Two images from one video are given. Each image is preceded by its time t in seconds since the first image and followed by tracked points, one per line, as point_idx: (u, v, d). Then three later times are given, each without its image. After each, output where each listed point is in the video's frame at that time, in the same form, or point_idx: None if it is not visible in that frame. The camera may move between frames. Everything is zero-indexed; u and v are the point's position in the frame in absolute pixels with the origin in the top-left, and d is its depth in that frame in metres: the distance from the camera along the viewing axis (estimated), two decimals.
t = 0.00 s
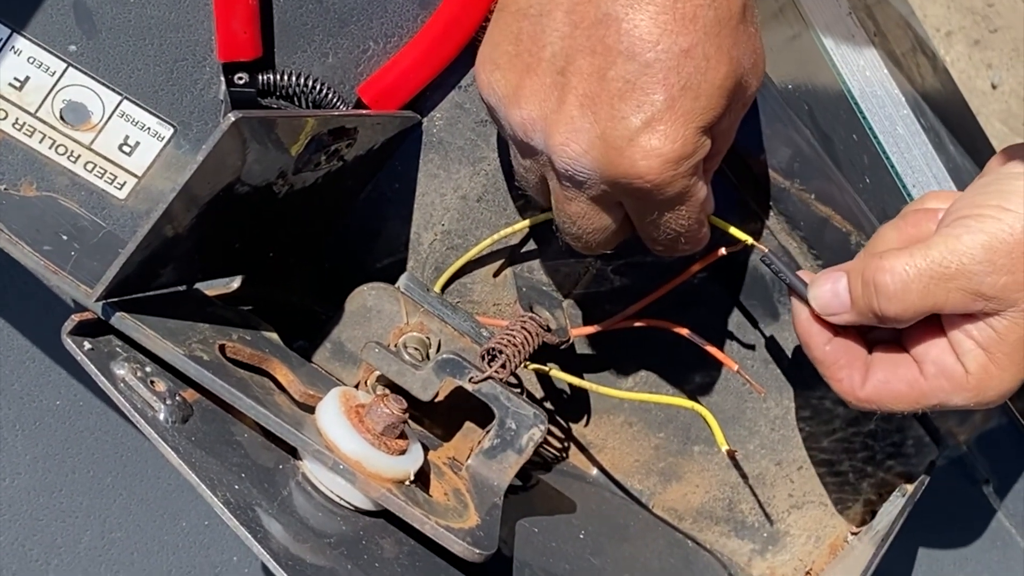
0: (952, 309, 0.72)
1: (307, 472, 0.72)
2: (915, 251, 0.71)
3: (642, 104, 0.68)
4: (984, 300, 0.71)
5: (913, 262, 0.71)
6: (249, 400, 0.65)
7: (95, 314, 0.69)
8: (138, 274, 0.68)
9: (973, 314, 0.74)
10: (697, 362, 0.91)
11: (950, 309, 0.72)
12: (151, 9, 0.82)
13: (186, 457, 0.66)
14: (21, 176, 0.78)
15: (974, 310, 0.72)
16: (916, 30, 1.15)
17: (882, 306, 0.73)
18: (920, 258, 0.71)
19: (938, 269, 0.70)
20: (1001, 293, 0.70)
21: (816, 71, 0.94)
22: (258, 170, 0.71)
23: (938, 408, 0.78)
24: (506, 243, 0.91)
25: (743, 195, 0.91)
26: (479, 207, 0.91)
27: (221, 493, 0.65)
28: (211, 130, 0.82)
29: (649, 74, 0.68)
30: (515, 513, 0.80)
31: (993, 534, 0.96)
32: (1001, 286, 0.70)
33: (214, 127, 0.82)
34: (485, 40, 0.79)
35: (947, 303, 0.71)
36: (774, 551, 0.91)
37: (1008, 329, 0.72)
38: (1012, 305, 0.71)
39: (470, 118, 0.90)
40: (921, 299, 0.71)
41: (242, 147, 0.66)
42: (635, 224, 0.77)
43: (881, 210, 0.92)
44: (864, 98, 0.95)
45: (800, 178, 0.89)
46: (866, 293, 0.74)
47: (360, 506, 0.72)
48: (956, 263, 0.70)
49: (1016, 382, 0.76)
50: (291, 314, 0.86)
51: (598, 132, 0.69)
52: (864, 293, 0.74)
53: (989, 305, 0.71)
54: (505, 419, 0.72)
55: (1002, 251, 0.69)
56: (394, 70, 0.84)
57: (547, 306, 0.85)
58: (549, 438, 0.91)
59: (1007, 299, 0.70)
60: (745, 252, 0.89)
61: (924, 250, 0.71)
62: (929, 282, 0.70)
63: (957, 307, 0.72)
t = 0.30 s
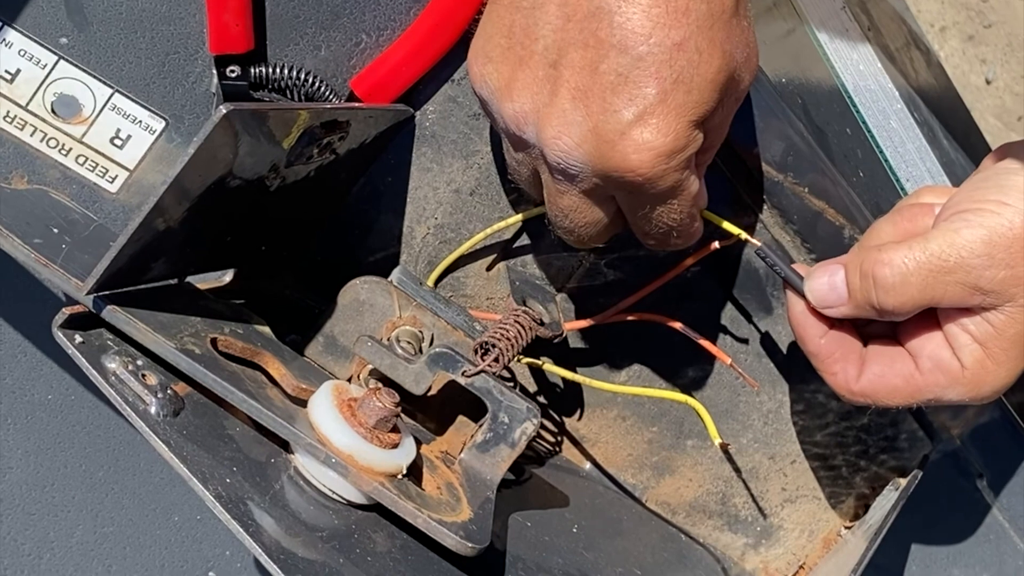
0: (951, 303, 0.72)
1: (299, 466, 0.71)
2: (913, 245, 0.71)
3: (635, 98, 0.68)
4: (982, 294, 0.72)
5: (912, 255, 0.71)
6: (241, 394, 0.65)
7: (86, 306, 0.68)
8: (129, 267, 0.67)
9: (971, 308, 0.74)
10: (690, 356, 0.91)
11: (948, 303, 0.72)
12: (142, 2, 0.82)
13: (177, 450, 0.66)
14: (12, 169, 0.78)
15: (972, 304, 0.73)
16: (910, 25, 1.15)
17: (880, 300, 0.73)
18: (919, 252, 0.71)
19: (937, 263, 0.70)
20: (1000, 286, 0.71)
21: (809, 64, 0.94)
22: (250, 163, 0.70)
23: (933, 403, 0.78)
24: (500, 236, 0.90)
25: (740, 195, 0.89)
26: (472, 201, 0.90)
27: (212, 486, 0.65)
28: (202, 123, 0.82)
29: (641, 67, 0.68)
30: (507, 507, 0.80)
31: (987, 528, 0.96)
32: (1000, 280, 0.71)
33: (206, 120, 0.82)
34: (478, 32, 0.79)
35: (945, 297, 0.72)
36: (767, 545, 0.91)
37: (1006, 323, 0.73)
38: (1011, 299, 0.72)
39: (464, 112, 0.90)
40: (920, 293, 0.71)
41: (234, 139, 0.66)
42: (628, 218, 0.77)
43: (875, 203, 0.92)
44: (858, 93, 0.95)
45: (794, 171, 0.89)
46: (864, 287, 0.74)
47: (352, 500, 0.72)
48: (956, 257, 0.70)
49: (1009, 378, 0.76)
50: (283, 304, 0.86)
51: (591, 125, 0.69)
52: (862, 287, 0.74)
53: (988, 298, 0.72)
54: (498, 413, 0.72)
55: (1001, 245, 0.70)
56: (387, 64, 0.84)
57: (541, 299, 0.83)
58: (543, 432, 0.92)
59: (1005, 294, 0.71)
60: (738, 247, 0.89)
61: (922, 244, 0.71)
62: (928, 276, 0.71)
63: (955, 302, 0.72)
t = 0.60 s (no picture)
0: (931, 268, 0.74)
1: (291, 465, 0.71)
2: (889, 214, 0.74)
3: (626, 95, 0.68)
4: (962, 258, 0.73)
5: (892, 223, 0.73)
6: (232, 393, 0.65)
7: (77, 305, 0.68)
8: (121, 266, 0.67)
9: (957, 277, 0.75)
10: (684, 354, 0.91)
11: (928, 270, 0.74)
12: None
13: (169, 450, 0.66)
14: (3, 168, 0.78)
15: (954, 272, 0.74)
16: (905, 23, 1.15)
17: (859, 267, 0.74)
18: (895, 218, 0.73)
19: (913, 228, 0.73)
20: (979, 250, 0.73)
21: (803, 62, 0.94)
22: (242, 162, 0.70)
23: (934, 376, 0.77)
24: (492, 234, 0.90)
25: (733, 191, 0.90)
26: (465, 198, 0.90)
27: (203, 486, 0.65)
28: (194, 122, 0.82)
29: (632, 65, 0.68)
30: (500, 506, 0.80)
31: (980, 526, 0.97)
32: (979, 243, 0.73)
33: (198, 119, 0.81)
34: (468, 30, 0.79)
35: (926, 262, 0.73)
36: (760, 543, 0.91)
37: (992, 289, 0.74)
38: (992, 265, 0.73)
39: (456, 110, 0.89)
40: (898, 258, 0.73)
41: (226, 138, 0.66)
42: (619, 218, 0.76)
43: (868, 201, 0.92)
44: (851, 91, 0.95)
45: (786, 169, 0.89)
46: (844, 258, 0.74)
47: (344, 499, 0.72)
48: (931, 221, 0.73)
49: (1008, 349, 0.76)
50: (275, 304, 0.87)
51: (581, 123, 0.69)
52: (843, 260, 0.74)
53: (970, 263, 0.73)
54: (491, 411, 0.72)
55: (978, 211, 0.73)
56: (379, 62, 0.84)
57: (533, 297, 0.84)
58: (536, 430, 0.92)
59: (986, 259, 0.73)
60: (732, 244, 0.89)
61: (899, 212, 0.73)
62: (905, 240, 0.73)
63: (936, 268, 0.74)
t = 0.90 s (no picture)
0: (896, 191, 0.72)
1: (286, 462, 0.71)
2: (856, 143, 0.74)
3: (591, 72, 0.67)
4: (927, 177, 0.72)
5: (856, 147, 0.73)
6: (228, 390, 0.65)
7: (72, 303, 0.68)
8: (117, 263, 0.67)
9: (926, 205, 0.73)
10: (680, 352, 0.91)
11: (894, 193, 0.72)
12: None
13: (164, 447, 0.66)
14: None
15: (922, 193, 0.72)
16: (901, 23, 1.15)
17: (821, 190, 0.73)
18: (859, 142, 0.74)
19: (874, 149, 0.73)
20: (944, 168, 0.72)
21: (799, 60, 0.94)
22: (238, 159, 0.70)
23: (914, 305, 0.72)
24: (487, 233, 0.91)
25: (729, 191, 0.91)
26: (461, 196, 0.90)
27: (199, 483, 0.65)
28: (190, 119, 0.82)
29: (598, 42, 0.67)
30: (496, 504, 0.80)
31: (976, 524, 0.96)
32: (945, 163, 0.72)
33: (193, 116, 0.82)
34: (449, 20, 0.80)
35: (891, 182, 0.72)
36: (755, 541, 0.91)
37: (961, 206, 0.72)
38: (959, 185, 0.72)
39: (452, 107, 0.89)
40: (863, 180, 0.72)
41: (221, 135, 0.66)
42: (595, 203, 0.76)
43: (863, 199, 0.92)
44: (847, 90, 0.94)
45: (782, 167, 0.89)
46: (810, 188, 0.74)
47: (339, 496, 0.72)
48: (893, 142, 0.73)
49: (992, 277, 0.71)
50: (270, 301, 0.86)
51: (549, 101, 0.69)
52: (811, 189, 0.74)
53: (935, 181, 0.72)
54: (486, 409, 0.72)
55: (943, 138, 0.72)
56: (373, 61, 0.84)
57: (529, 295, 0.83)
58: (532, 428, 0.92)
59: (953, 179, 0.72)
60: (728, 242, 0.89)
61: (864, 140, 0.74)
62: (865, 160, 0.73)
63: (902, 189, 0.72)
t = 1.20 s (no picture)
0: (804, 103, 0.71)
1: (283, 462, 0.72)
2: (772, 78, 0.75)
3: None
4: (835, 88, 0.71)
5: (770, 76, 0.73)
6: (226, 391, 0.65)
7: (70, 304, 0.69)
8: (114, 264, 0.67)
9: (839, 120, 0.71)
10: (679, 352, 0.92)
11: (803, 105, 0.72)
12: None
13: (161, 447, 0.66)
14: None
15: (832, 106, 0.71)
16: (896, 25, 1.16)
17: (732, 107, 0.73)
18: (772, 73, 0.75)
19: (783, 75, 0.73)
20: (854, 77, 0.71)
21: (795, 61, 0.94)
22: (236, 160, 0.70)
23: (825, 188, 0.67)
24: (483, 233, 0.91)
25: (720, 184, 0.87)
26: (458, 196, 0.90)
27: (196, 483, 0.65)
28: (187, 120, 0.82)
29: None
30: (493, 504, 0.80)
31: (973, 523, 0.95)
32: (856, 75, 0.71)
33: (190, 116, 0.82)
34: None
35: (799, 96, 0.72)
36: (752, 540, 0.91)
37: (874, 106, 0.70)
38: (867, 92, 0.70)
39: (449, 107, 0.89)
40: (773, 98, 0.72)
41: (220, 135, 0.66)
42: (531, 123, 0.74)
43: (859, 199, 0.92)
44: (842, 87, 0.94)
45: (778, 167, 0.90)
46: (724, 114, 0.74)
47: (337, 496, 0.72)
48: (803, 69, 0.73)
49: (908, 166, 0.67)
50: (269, 301, 0.86)
51: None
52: (724, 111, 0.74)
53: (843, 88, 0.71)
54: (484, 409, 0.72)
55: (857, 53, 0.72)
56: (367, 57, 0.84)
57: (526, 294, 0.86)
58: (529, 428, 0.92)
59: (861, 86, 0.70)
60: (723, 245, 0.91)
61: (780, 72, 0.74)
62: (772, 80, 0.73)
63: (809, 101, 0.71)
